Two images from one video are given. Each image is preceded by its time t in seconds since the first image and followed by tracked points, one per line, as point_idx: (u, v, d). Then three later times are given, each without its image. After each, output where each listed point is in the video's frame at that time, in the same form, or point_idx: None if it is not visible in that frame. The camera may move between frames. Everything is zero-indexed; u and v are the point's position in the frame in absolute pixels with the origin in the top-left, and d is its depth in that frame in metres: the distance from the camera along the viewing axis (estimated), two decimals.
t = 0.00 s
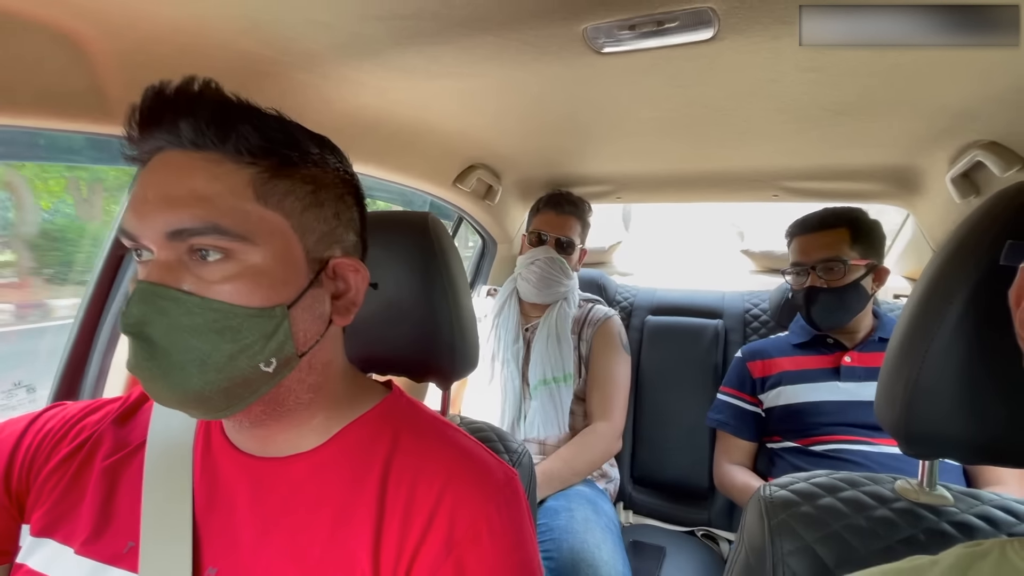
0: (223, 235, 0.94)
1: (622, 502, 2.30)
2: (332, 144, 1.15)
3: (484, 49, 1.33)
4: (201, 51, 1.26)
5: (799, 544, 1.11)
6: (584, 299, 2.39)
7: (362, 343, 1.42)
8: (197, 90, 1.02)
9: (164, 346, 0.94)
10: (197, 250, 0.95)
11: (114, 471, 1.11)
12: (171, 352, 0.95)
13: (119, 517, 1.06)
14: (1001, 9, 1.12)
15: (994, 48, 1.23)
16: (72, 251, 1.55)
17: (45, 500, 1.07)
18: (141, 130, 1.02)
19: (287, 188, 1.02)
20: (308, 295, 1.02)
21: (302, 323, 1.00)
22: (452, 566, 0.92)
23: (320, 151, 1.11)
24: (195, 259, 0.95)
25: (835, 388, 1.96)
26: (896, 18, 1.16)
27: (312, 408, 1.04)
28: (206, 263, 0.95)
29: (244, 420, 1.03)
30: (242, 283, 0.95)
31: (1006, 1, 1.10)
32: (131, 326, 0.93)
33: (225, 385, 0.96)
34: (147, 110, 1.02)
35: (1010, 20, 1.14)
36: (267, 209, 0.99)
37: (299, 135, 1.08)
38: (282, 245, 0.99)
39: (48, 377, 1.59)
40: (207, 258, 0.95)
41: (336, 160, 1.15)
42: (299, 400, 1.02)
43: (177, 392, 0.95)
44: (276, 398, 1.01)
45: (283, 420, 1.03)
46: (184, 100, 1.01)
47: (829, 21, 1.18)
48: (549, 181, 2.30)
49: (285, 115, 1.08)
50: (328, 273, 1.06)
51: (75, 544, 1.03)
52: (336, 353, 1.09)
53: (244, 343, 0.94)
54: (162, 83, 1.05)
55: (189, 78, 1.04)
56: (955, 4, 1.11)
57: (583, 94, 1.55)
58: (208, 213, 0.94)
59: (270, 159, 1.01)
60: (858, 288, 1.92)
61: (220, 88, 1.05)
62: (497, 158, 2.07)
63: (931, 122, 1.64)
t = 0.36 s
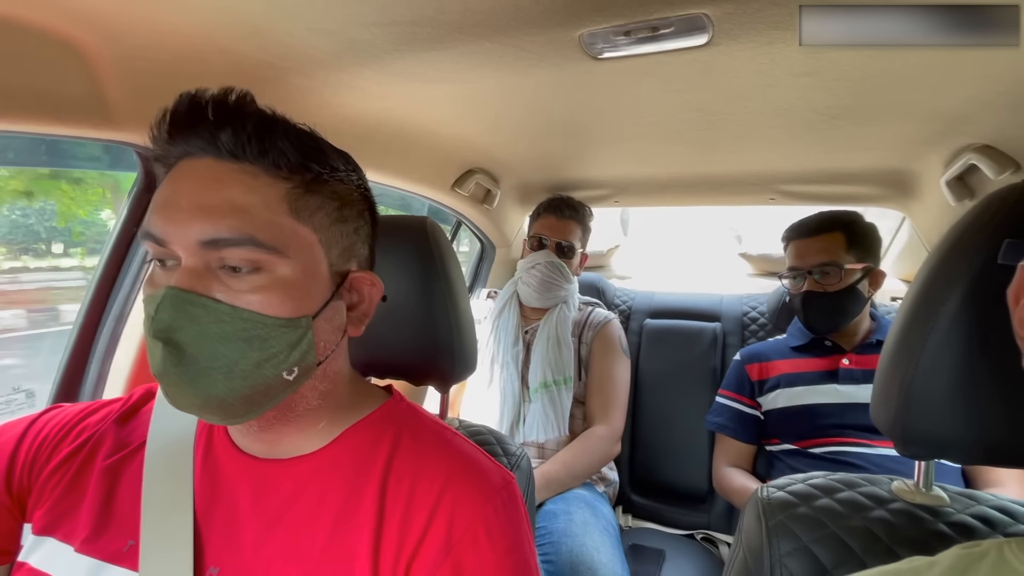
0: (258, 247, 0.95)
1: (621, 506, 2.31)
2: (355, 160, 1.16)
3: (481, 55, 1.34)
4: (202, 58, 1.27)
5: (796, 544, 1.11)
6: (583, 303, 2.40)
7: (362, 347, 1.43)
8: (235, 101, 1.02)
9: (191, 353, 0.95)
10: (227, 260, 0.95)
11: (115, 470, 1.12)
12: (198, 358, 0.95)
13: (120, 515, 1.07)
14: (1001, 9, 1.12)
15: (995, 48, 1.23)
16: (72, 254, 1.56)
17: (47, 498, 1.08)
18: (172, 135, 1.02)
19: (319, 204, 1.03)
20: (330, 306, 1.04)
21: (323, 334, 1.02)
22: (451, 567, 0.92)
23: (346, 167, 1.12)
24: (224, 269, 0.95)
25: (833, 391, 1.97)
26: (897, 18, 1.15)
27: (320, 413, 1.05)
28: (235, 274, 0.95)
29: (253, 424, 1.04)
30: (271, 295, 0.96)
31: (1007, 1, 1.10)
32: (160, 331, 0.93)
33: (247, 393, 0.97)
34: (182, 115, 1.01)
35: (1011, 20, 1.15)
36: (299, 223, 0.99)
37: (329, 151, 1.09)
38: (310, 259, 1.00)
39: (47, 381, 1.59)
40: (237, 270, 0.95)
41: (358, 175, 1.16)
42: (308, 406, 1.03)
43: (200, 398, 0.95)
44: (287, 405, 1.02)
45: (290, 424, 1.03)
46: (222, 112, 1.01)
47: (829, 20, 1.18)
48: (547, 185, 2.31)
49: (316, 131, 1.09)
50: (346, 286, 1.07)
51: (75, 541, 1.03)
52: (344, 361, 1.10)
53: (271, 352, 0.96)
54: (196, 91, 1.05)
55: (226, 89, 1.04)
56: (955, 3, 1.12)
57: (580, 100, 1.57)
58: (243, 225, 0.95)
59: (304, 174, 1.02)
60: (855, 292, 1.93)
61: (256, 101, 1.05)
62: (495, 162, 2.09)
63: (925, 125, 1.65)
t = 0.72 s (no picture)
0: (263, 251, 0.95)
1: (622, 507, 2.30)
2: (357, 161, 1.16)
3: (483, 55, 1.34)
4: (204, 57, 1.27)
5: (798, 546, 1.11)
6: (584, 302, 2.39)
7: (363, 346, 1.43)
8: (240, 101, 1.02)
9: (194, 356, 0.94)
10: (231, 262, 0.95)
11: (115, 468, 1.11)
12: (201, 362, 0.95)
13: (119, 513, 1.07)
14: (1002, 9, 1.11)
15: (994, 48, 1.22)
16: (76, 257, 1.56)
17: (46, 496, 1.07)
18: (175, 134, 1.01)
19: (323, 206, 1.03)
20: (333, 309, 1.03)
21: (325, 337, 1.02)
22: (452, 567, 0.92)
23: (349, 168, 1.12)
24: (228, 272, 0.95)
25: (834, 391, 1.96)
26: (897, 19, 1.15)
27: (321, 414, 1.04)
28: (239, 278, 0.95)
29: (254, 426, 1.03)
30: (275, 298, 0.95)
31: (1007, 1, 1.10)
32: (163, 335, 0.93)
33: (251, 396, 0.97)
34: (185, 114, 1.01)
35: (1012, 19, 1.14)
36: (304, 226, 0.99)
37: (333, 153, 1.09)
38: (314, 262, 1.00)
39: (48, 380, 1.59)
40: (242, 273, 0.95)
41: (360, 176, 1.16)
42: (310, 408, 1.03)
43: (203, 402, 0.95)
44: (289, 407, 1.01)
45: (292, 425, 1.03)
46: (226, 112, 1.00)
47: (829, 21, 1.17)
48: (548, 185, 2.31)
49: (320, 132, 1.09)
50: (348, 288, 1.07)
51: (73, 540, 1.03)
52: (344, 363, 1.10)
53: (275, 355, 0.96)
54: (199, 90, 1.04)
55: (230, 88, 1.04)
56: (954, 4, 1.11)
57: (582, 100, 1.56)
58: (248, 228, 0.94)
59: (309, 176, 1.02)
60: (857, 294, 1.93)
61: (260, 101, 1.05)
62: (497, 163, 2.09)
63: (927, 126, 1.65)
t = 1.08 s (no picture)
0: (262, 257, 0.95)
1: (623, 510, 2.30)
2: (352, 165, 1.17)
3: (480, 61, 1.36)
4: (204, 65, 1.28)
5: (797, 547, 1.11)
6: (584, 307, 2.40)
7: (363, 350, 1.43)
8: (235, 108, 1.03)
9: (196, 364, 0.95)
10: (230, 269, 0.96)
11: (116, 474, 1.12)
12: (203, 369, 0.96)
13: (121, 519, 1.07)
14: (1000, 9, 1.12)
15: (995, 48, 1.23)
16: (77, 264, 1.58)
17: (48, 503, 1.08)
18: (170, 142, 1.02)
19: (319, 211, 1.04)
20: (332, 313, 1.04)
21: (326, 340, 1.03)
22: (452, 568, 0.93)
23: (344, 172, 1.13)
24: (228, 279, 0.96)
25: (834, 391, 1.97)
26: (897, 18, 1.15)
27: (322, 417, 1.05)
28: (239, 285, 0.96)
29: (255, 430, 1.04)
30: (275, 304, 0.96)
31: (1007, 1, 1.10)
32: (164, 344, 0.93)
33: (253, 402, 0.98)
34: (180, 122, 1.02)
35: (1011, 20, 1.15)
36: (301, 231, 1.00)
37: (327, 157, 1.10)
38: (313, 267, 1.01)
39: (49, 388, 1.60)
40: (241, 280, 0.96)
41: (356, 180, 1.17)
42: (311, 411, 1.04)
43: (206, 409, 0.96)
44: (290, 411, 1.03)
45: (293, 429, 1.04)
46: (220, 119, 1.01)
47: (829, 21, 1.17)
48: (546, 189, 2.32)
49: (315, 137, 1.10)
50: (347, 290, 1.09)
51: (75, 545, 1.03)
52: (344, 367, 1.11)
53: (276, 361, 0.96)
54: (193, 98, 1.05)
55: (222, 96, 1.04)
56: (954, 4, 1.11)
57: (579, 105, 1.58)
58: (246, 235, 0.95)
59: (305, 182, 1.03)
60: (857, 296, 1.94)
61: (254, 108, 1.05)
62: (495, 167, 2.10)
63: (922, 128, 1.66)
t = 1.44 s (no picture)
0: (259, 259, 0.96)
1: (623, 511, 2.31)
2: (350, 167, 1.18)
3: (479, 64, 1.36)
4: (204, 67, 1.28)
5: (796, 548, 1.11)
6: (586, 308, 2.40)
7: (362, 353, 1.44)
8: (230, 111, 1.03)
9: (194, 365, 0.95)
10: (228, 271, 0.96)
11: (118, 477, 1.12)
12: (201, 370, 0.96)
13: (122, 523, 1.08)
14: (1002, 9, 1.12)
15: (995, 48, 1.23)
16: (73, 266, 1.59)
17: (49, 506, 1.08)
18: (168, 146, 1.02)
19: (316, 213, 1.04)
20: (330, 314, 1.05)
21: (323, 342, 1.03)
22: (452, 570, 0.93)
23: (341, 174, 1.13)
24: (225, 280, 0.96)
25: (834, 393, 1.97)
26: (897, 18, 1.15)
27: (322, 419, 1.05)
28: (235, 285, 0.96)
29: (255, 432, 1.04)
30: (272, 305, 0.97)
31: (1006, 1, 1.10)
32: (162, 346, 0.93)
33: (251, 403, 0.98)
34: (177, 126, 1.02)
35: (1011, 20, 1.15)
36: (298, 233, 1.01)
37: (324, 159, 1.10)
38: (310, 268, 1.01)
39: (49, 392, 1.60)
40: (238, 281, 0.96)
41: (353, 182, 1.17)
42: (311, 412, 1.04)
43: (204, 410, 0.96)
44: (289, 413, 1.03)
45: (292, 430, 1.04)
46: (217, 122, 1.01)
47: (829, 21, 1.17)
48: (546, 191, 2.32)
49: (312, 140, 1.10)
50: (345, 292, 1.09)
51: (76, 549, 1.03)
52: (343, 369, 1.11)
53: (273, 362, 0.97)
54: (190, 102, 1.05)
55: (220, 99, 1.05)
56: (954, 4, 1.12)
57: (579, 107, 1.58)
58: (243, 237, 0.96)
59: (301, 184, 1.03)
60: (856, 297, 1.94)
61: (251, 111, 1.06)
62: (494, 169, 2.10)
63: (921, 130, 1.66)
